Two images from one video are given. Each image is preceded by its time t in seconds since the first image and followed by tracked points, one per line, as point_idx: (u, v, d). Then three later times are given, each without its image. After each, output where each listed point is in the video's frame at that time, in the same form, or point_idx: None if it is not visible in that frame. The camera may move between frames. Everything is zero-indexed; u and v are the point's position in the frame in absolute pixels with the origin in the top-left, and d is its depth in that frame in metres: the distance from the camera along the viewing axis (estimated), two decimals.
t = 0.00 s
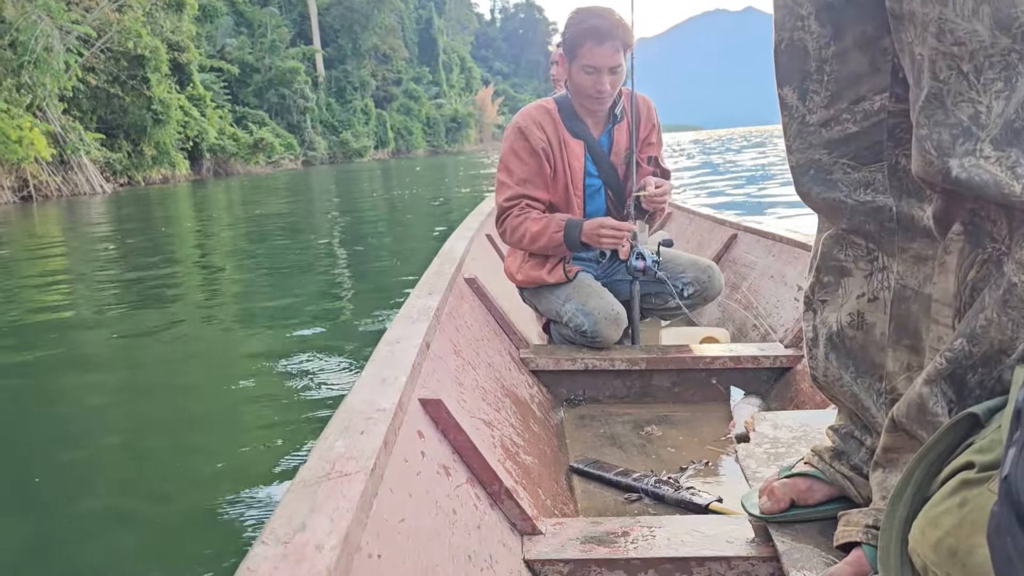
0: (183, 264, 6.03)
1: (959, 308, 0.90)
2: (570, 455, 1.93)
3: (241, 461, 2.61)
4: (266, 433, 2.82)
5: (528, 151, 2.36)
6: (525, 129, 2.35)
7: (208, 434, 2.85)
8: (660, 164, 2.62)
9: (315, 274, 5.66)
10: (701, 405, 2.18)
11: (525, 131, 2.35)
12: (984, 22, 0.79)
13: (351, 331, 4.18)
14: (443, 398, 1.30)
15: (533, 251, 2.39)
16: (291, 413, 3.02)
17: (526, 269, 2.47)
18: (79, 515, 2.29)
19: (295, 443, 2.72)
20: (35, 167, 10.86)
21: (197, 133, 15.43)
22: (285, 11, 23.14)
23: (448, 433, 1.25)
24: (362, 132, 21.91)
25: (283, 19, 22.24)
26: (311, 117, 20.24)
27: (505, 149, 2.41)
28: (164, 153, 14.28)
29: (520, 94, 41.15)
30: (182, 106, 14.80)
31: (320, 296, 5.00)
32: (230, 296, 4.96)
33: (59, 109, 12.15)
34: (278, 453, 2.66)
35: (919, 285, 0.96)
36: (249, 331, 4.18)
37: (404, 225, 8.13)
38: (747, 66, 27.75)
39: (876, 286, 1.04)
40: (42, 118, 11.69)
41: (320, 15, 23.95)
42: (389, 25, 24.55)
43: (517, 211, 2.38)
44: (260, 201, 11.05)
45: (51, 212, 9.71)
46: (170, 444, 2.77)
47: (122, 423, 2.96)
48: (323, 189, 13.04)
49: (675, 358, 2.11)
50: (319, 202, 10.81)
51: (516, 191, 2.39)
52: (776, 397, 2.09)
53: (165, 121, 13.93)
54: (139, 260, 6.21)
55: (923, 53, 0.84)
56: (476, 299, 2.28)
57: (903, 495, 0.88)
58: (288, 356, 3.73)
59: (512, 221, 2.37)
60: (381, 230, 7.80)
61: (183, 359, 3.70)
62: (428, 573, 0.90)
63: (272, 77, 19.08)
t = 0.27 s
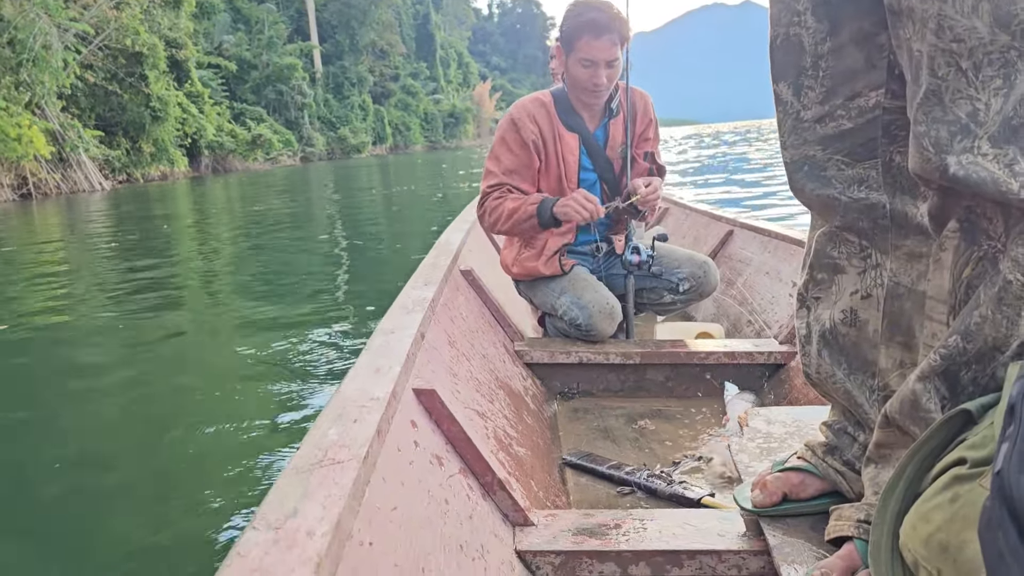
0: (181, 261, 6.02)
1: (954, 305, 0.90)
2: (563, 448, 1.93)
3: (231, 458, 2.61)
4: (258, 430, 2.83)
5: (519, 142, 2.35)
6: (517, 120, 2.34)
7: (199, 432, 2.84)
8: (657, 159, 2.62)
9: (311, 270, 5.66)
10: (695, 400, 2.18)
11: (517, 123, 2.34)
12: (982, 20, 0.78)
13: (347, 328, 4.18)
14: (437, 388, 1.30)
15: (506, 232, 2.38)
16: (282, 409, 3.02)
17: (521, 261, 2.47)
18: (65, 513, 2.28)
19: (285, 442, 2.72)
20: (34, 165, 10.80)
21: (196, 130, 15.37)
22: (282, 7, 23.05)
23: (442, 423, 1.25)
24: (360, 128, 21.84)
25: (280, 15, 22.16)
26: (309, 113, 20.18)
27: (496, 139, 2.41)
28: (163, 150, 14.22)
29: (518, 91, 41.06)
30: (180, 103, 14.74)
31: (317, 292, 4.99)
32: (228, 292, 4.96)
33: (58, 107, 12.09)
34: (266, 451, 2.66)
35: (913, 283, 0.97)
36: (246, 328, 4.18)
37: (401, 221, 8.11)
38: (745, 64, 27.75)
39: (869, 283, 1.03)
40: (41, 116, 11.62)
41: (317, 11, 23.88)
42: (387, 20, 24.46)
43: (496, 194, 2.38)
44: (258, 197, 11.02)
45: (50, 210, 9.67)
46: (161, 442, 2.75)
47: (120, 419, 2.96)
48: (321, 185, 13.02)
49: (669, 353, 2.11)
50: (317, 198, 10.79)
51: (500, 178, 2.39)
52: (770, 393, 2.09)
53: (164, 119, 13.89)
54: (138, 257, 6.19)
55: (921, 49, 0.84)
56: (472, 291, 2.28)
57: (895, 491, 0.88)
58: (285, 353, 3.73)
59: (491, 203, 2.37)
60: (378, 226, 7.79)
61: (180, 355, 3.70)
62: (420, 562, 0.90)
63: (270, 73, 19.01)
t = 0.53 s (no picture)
0: (178, 259, 5.99)
1: (952, 305, 0.90)
2: (557, 444, 1.93)
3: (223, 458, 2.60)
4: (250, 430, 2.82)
5: (513, 135, 2.34)
6: (512, 113, 2.33)
7: (191, 434, 2.83)
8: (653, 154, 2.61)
9: (307, 266, 5.64)
10: (689, 397, 2.18)
11: (512, 116, 2.33)
12: (986, 18, 0.77)
13: (343, 324, 4.17)
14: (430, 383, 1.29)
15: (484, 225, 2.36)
16: (275, 409, 3.02)
17: (517, 255, 2.45)
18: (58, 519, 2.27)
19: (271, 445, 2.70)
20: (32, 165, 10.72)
21: (193, 128, 15.29)
22: (278, 3, 22.95)
23: (434, 419, 1.24)
24: (357, 124, 21.77)
25: (276, 11, 22.07)
26: (306, 109, 20.11)
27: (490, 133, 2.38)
28: (160, 148, 14.13)
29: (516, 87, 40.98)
30: (177, 101, 14.66)
31: (313, 288, 4.97)
32: (224, 290, 4.94)
33: (54, 105, 12.01)
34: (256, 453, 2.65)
35: (906, 282, 0.97)
36: (242, 325, 4.17)
37: (397, 217, 8.09)
38: (742, 60, 27.78)
39: (861, 282, 1.03)
40: (38, 115, 11.53)
41: (314, 7, 23.78)
42: (383, 16, 24.37)
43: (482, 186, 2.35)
44: (255, 195, 10.98)
45: (48, 209, 9.62)
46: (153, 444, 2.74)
47: (115, 419, 2.95)
48: (318, 181, 12.98)
49: (664, 350, 2.11)
50: (314, 195, 10.75)
51: (489, 170, 2.36)
52: (764, 390, 2.08)
53: (161, 116, 13.83)
54: (134, 255, 6.17)
55: (921, 47, 0.83)
56: (466, 285, 2.27)
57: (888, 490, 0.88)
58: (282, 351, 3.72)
59: (476, 195, 2.33)
60: (374, 222, 7.77)
61: (176, 353, 3.69)
62: (410, 559, 0.89)
63: (266, 70, 18.92)
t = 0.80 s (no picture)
0: (177, 257, 5.99)
1: (947, 304, 0.89)
2: (553, 441, 1.93)
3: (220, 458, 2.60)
4: (247, 429, 2.82)
5: (510, 133, 2.34)
6: (509, 111, 2.34)
7: (187, 433, 2.82)
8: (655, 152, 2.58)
9: (306, 263, 5.63)
10: (685, 394, 2.18)
11: (508, 114, 2.33)
12: (992, 15, 0.77)
13: (341, 321, 4.17)
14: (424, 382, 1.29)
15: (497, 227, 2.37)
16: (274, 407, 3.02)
17: (514, 251, 2.45)
18: (57, 519, 2.26)
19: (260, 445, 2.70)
20: (32, 164, 10.71)
21: (192, 126, 15.27)
22: None
23: (428, 418, 1.24)
24: (356, 120, 21.74)
25: (274, 8, 22.04)
26: (304, 106, 20.09)
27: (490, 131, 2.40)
28: (159, 146, 14.11)
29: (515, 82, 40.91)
30: (176, 98, 14.64)
31: (312, 285, 4.97)
32: (223, 288, 4.94)
33: (53, 105, 12.00)
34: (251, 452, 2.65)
35: (898, 280, 0.97)
36: (241, 322, 4.17)
37: (396, 213, 8.08)
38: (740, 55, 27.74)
39: (854, 281, 1.03)
40: (37, 114, 11.51)
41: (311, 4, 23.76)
42: (381, 12, 24.34)
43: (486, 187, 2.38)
44: (254, 192, 10.97)
45: (48, 208, 9.62)
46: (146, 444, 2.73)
47: (113, 418, 2.95)
48: (317, 178, 12.95)
49: (660, 347, 2.11)
50: (313, 192, 10.73)
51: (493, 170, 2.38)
52: (760, 387, 2.08)
53: (160, 114, 13.83)
54: (133, 253, 6.16)
55: (924, 44, 0.83)
56: (462, 282, 2.27)
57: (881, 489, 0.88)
58: (281, 349, 3.71)
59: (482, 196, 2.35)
60: (374, 219, 7.75)
61: (175, 351, 3.69)
62: (402, 560, 0.89)
63: (264, 67, 18.90)
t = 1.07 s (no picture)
0: (177, 255, 5.99)
1: (946, 300, 0.89)
2: (553, 439, 1.92)
3: (222, 457, 2.61)
4: (248, 428, 2.82)
5: (518, 133, 2.34)
6: (514, 110, 2.33)
7: (187, 434, 2.80)
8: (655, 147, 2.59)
9: (306, 261, 5.63)
10: (685, 390, 2.18)
11: (514, 113, 2.33)
12: (994, 10, 0.76)
13: (341, 318, 4.16)
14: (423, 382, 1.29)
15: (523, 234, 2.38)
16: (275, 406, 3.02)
17: (516, 249, 2.47)
18: (60, 518, 2.26)
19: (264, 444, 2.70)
20: (32, 162, 10.71)
21: (191, 123, 15.27)
22: None
23: (427, 418, 1.24)
24: (355, 117, 21.72)
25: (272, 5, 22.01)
26: (303, 103, 20.08)
27: (497, 132, 2.40)
28: (158, 143, 14.10)
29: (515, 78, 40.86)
30: (174, 95, 14.64)
31: (312, 283, 4.97)
32: (223, 285, 4.94)
33: (53, 103, 12.00)
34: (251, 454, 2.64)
35: (896, 277, 0.97)
36: (242, 320, 4.17)
37: (396, 210, 8.07)
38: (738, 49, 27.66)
39: (852, 278, 1.03)
40: (37, 112, 11.51)
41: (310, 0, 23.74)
42: (380, 8, 24.30)
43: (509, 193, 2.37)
44: (254, 189, 10.96)
45: (48, 206, 9.62)
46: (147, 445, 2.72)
47: (113, 418, 2.94)
48: (317, 175, 12.94)
49: (661, 344, 2.11)
50: (313, 189, 10.72)
51: (506, 173, 2.39)
52: (761, 383, 2.08)
53: (159, 112, 13.82)
54: (134, 251, 6.16)
55: (924, 39, 0.83)
56: (462, 281, 2.27)
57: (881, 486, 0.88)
58: (281, 347, 3.72)
59: (503, 204, 2.37)
60: (374, 216, 7.75)
61: (176, 349, 3.69)
62: (401, 560, 0.89)
63: (263, 64, 18.88)
